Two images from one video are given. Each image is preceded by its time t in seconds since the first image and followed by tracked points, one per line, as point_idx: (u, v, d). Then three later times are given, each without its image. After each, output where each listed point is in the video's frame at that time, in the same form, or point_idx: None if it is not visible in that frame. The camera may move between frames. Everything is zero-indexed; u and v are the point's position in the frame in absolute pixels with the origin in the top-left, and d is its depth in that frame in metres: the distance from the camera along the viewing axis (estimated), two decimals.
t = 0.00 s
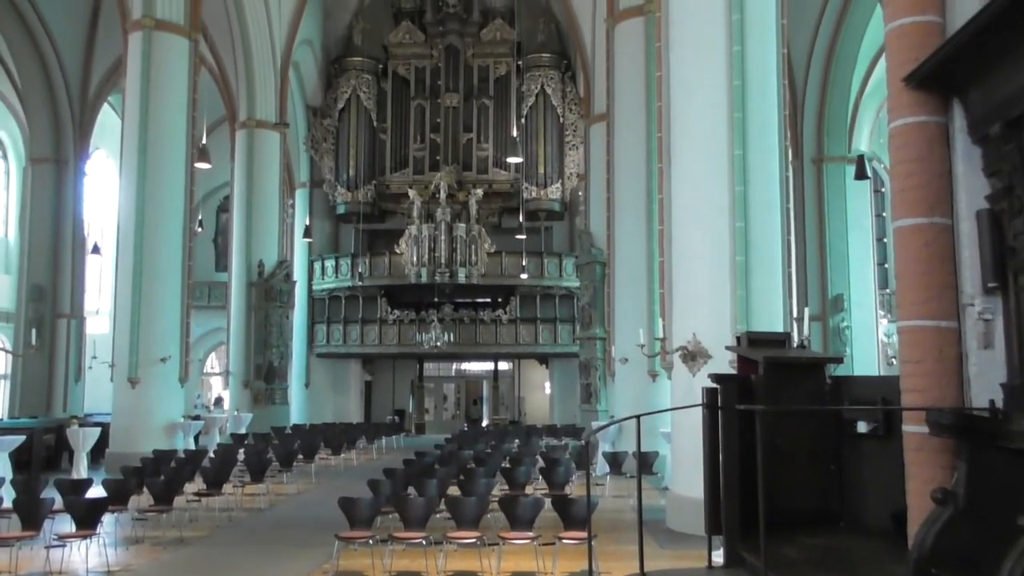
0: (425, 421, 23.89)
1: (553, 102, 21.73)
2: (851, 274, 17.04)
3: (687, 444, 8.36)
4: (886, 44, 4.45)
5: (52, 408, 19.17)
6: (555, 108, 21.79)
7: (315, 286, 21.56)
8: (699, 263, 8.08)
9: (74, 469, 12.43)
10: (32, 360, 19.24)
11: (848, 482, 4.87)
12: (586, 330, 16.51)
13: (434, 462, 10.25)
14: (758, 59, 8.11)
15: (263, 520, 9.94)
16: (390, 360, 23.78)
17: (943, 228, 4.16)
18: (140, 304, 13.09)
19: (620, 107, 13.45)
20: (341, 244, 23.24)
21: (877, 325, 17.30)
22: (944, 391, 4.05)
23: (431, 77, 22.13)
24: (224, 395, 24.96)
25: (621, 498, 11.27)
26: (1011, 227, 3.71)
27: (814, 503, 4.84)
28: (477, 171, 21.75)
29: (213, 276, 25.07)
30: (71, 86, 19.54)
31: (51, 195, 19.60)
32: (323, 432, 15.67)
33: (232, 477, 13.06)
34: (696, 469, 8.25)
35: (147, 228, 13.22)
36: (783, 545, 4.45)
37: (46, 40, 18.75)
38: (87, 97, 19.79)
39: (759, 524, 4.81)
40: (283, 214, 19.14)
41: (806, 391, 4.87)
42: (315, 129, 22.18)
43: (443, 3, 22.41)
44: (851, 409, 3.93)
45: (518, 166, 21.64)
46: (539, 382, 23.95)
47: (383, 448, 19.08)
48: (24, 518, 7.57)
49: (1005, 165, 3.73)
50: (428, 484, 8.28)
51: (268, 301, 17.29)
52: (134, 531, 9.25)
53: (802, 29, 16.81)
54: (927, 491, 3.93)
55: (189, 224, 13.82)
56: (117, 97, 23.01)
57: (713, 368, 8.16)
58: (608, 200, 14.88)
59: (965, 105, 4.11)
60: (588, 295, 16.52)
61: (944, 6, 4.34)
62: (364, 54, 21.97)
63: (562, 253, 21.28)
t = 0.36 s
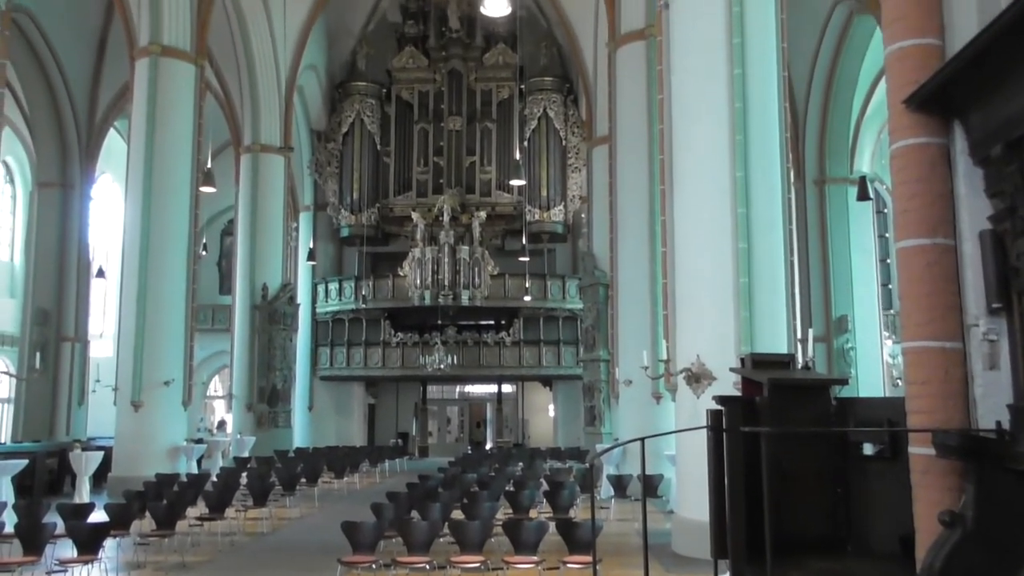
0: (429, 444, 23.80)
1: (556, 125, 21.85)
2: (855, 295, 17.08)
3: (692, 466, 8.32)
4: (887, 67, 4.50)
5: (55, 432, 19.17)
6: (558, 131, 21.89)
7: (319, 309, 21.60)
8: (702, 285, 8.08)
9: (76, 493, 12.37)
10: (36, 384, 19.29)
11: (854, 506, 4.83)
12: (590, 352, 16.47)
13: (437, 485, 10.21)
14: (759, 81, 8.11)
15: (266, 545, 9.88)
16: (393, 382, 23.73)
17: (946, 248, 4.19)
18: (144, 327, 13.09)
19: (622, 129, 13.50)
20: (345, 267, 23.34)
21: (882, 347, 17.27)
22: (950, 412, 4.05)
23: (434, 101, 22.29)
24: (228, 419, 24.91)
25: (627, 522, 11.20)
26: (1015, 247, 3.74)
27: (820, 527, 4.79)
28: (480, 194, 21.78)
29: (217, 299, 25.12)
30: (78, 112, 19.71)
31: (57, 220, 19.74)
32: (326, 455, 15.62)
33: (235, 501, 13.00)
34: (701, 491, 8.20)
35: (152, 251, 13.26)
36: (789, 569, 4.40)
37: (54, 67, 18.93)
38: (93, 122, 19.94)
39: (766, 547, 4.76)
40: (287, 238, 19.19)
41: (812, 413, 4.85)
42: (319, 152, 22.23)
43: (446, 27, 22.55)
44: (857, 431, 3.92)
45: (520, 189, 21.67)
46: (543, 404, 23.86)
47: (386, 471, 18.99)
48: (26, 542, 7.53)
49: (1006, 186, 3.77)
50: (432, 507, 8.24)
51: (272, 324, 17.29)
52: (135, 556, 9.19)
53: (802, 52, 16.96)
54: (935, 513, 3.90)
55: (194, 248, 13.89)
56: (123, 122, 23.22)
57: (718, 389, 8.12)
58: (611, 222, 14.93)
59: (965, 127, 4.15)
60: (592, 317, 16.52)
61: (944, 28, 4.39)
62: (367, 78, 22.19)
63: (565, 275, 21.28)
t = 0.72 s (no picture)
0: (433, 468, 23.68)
1: (559, 149, 21.95)
2: (859, 318, 17.11)
3: (698, 491, 8.26)
4: (888, 90, 4.53)
5: (58, 458, 19.20)
6: (561, 154, 21.99)
7: (323, 332, 21.64)
8: (707, 309, 8.07)
9: (79, 519, 12.31)
10: (41, 409, 19.36)
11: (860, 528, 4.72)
12: (594, 375, 16.42)
13: (442, 510, 10.15)
14: (761, 105, 8.12)
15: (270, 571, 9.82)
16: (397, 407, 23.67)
17: (951, 270, 4.21)
18: (148, 352, 13.08)
19: (625, 153, 13.55)
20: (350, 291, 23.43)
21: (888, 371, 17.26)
22: (957, 435, 4.05)
23: (438, 126, 22.42)
24: (231, 443, 24.87)
25: (633, 547, 11.11)
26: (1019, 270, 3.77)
27: (829, 551, 4.62)
28: (484, 218, 21.83)
29: (222, 324, 25.18)
30: (86, 139, 19.90)
31: (63, 246, 19.93)
32: (330, 480, 15.56)
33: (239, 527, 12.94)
34: (708, 515, 8.13)
35: (157, 276, 13.29)
36: None
37: (63, 94, 19.13)
38: (100, 148, 20.12)
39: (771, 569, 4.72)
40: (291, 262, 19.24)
41: (818, 437, 4.79)
42: (324, 177, 22.50)
43: (450, 53, 22.69)
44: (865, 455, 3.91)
45: (524, 213, 21.74)
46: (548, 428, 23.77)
47: (390, 496, 18.88)
48: (28, 568, 7.48)
49: (1010, 208, 3.79)
50: (436, 532, 8.19)
51: (276, 348, 17.29)
52: None
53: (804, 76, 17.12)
54: (945, 538, 3.88)
55: (200, 272, 13.94)
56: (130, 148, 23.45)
57: (724, 413, 8.08)
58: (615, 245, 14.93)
59: (967, 149, 4.19)
60: (596, 340, 16.53)
61: (945, 52, 4.43)
62: (371, 104, 22.34)
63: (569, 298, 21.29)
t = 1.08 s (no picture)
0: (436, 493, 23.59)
1: (562, 174, 22.04)
2: (864, 342, 17.06)
3: (703, 518, 8.18)
4: (889, 115, 4.55)
5: (61, 482, 19.18)
6: (565, 179, 22.09)
7: (327, 357, 21.64)
8: (711, 334, 8.05)
9: (80, 544, 12.25)
10: (44, 434, 19.36)
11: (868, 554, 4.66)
12: (598, 400, 16.38)
13: (445, 536, 10.08)
14: (764, 129, 8.13)
15: None
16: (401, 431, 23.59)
17: (956, 294, 4.22)
18: (152, 376, 13.07)
19: (628, 177, 13.60)
20: (353, 315, 23.49)
21: (893, 396, 17.20)
22: (963, 460, 4.04)
23: (442, 151, 22.54)
24: (233, 468, 24.80)
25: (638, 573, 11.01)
26: None
27: None
28: (487, 242, 21.88)
29: (225, 348, 25.19)
30: (92, 164, 20.06)
31: (69, 270, 20.02)
32: (333, 505, 15.49)
33: (241, 553, 12.86)
34: (713, 541, 8.05)
35: (162, 301, 13.31)
36: None
37: (70, 120, 19.32)
38: (106, 173, 20.26)
39: None
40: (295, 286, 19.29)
41: (824, 461, 4.77)
42: (328, 202, 22.65)
43: (453, 78, 22.81)
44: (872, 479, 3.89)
45: (527, 237, 21.82)
46: (552, 453, 23.65)
47: (393, 522, 18.76)
48: None
49: (1014, 232, 3.87)
50: (440, 558, 8.12)
51: (279, 372, 17.29)
52: None
53: (806, 100, 17.25)
54: (952, 564, 3.84)
55: (204, 296, 13.98)
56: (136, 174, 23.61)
57: (728, 437, 8.04)
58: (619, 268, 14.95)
59: (969, 174, 4.22)
60: (600, 364, 16.50)
61: (946, 77, 4.45)
62: (376, 129, 22.51)
63: (573, 322, 21.30)
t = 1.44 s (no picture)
0: (440, 518, 23.48)
1: (566, 198, 22.10)
2: (870, 366, 17.01)
3: (709, 543, 8.11)
4: (892, 138, 4.58)
5: (64, 507, 19.13)
6: (568, 203, 22.13)
7: (330, 381, 21.66)
8: (716, 358, 8.02)
9: (82, 569, 12.18)
10: (47, 458, 19.32)
11: None
12: (603, 424, 16.32)
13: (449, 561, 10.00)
14: (767, 152, 8.12)
15: None
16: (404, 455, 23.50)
17: (960, 317, 4.23)
18: (156, 400, 13.05)
19: (631, 201, 13.63)
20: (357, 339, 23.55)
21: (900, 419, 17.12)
22: (970, 484, 4.03)
23: (446, 175, 22.64)
24: (237, 492, 24.71)
25: None
26: None
27: None
28: (491, 265, 21.89)
29: (229, 372, 25.18)
30: (99, 189, 20.20)
31: (75, 295, 20.14)
32: (336, 530, 15.40)
33: None
34: (719, 567, 7.97)
35: (166, 324, 13.32)
36: None
37: (78, 146, 19.48)
38: (113, 198, 20.41)
39: None
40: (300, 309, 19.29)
41: (830, 485, 4.75)
42: (333, 226, 22.55)
43: (457, 103, 22.95)
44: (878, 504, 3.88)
45: (531, 260, 21.78)
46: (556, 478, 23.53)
47: (396, 547, 18.62)
48: None
49: (1018, 256, 3.87)
50: None
51: (283, 396, 17.27)
52: None
53: (808, 123, 17.33)
54: None
55: (208, 320, 14.01)
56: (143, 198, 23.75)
57: (733, 461, 7.99)
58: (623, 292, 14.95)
59: (972, 198, 4.23)
60: (604, 387, 16.46)
61: (947, 101, 4.48)
62: (381, 154, 22.71)
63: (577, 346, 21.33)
